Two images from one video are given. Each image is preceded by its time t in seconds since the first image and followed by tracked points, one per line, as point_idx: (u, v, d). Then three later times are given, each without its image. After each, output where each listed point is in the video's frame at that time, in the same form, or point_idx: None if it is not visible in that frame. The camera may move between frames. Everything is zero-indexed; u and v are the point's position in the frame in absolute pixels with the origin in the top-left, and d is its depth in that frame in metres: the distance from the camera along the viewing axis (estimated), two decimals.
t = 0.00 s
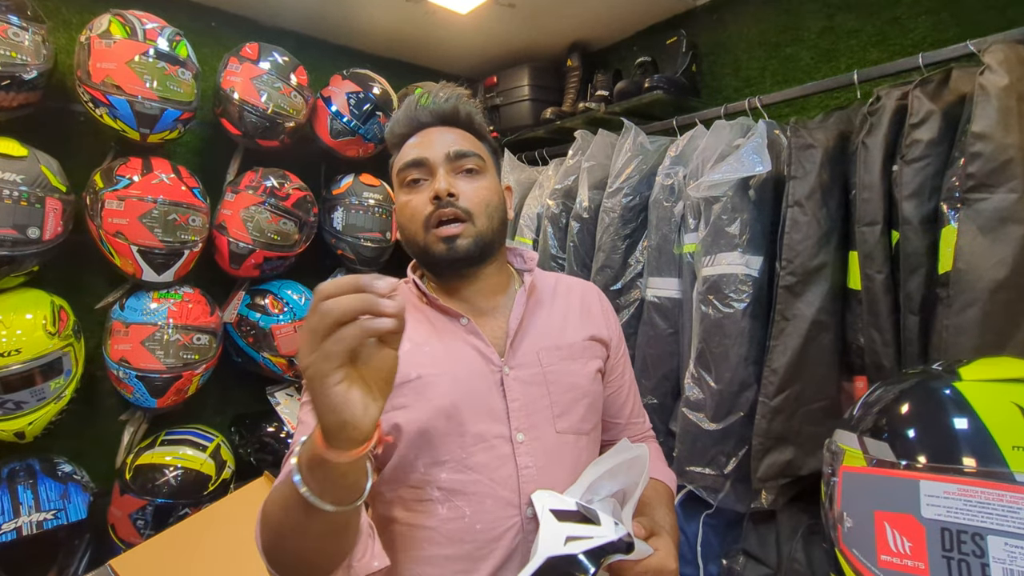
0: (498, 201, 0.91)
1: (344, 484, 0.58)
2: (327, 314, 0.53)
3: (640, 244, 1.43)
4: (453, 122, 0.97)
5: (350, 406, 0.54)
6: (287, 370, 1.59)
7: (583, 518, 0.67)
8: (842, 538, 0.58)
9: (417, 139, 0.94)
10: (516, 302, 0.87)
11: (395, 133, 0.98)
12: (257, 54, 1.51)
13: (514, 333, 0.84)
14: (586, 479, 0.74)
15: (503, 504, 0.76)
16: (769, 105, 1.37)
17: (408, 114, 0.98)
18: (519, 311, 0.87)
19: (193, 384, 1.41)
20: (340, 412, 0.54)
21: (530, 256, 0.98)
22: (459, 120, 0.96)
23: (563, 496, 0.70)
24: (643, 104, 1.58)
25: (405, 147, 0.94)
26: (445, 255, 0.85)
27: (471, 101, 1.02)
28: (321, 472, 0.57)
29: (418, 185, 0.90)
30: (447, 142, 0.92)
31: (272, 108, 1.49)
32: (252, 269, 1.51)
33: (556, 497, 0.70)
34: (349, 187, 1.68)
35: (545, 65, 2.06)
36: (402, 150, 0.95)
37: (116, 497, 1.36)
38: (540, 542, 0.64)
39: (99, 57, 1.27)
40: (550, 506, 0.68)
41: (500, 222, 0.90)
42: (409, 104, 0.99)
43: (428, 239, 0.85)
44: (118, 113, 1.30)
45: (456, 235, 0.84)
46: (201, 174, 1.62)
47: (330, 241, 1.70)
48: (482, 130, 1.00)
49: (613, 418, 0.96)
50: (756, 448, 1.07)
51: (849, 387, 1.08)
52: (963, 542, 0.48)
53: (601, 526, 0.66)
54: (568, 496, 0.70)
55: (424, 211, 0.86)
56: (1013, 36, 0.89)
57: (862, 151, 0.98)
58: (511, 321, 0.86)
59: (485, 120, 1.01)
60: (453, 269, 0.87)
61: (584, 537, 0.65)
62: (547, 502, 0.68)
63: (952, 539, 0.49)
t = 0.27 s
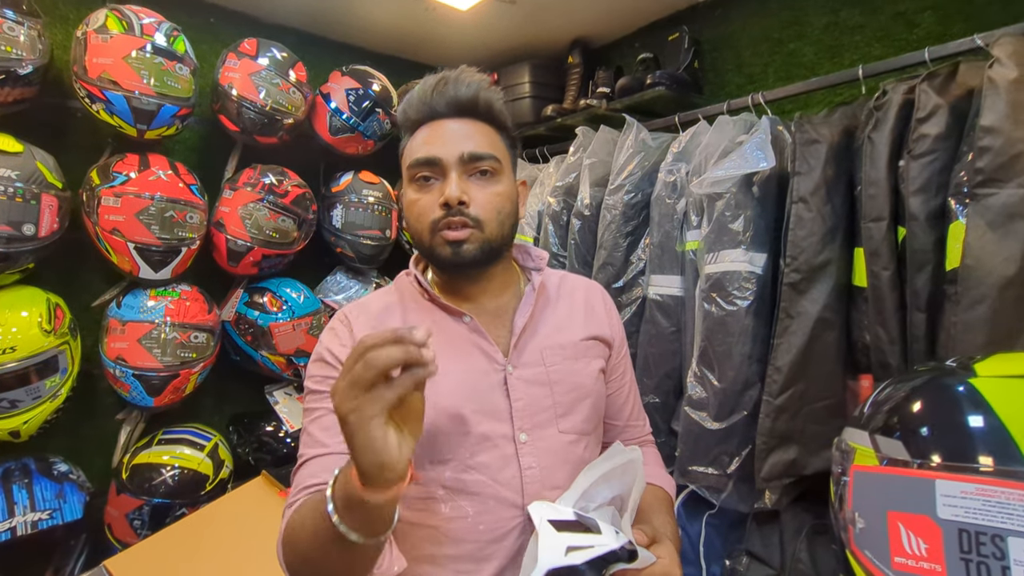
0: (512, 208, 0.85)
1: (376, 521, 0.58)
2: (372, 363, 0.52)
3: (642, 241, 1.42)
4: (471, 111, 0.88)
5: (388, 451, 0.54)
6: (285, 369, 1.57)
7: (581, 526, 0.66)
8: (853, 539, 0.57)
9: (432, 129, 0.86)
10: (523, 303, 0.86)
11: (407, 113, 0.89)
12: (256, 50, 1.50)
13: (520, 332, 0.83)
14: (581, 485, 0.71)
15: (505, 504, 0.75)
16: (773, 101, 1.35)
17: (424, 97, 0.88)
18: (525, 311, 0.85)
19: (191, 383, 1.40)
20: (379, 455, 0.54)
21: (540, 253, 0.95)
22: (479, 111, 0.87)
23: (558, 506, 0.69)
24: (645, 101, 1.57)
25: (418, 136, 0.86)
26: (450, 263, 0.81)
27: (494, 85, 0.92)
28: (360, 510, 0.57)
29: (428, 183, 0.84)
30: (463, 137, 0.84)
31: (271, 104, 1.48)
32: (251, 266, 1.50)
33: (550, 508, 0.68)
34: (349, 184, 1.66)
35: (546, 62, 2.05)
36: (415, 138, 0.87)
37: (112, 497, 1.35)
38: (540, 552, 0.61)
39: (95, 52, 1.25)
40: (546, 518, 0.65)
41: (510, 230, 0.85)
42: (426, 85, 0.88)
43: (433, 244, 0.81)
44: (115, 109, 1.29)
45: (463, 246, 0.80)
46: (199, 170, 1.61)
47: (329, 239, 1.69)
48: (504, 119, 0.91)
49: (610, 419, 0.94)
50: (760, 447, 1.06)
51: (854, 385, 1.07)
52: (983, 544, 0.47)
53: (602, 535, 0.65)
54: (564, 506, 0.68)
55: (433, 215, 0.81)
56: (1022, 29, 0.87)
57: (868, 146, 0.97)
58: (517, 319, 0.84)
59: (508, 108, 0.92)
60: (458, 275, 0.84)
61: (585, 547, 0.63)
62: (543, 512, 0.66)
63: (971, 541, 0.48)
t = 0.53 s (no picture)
0: (527, 198, 0.84)
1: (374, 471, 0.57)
2: (363, 297, 0.52)
3: (649, 235, 1.40)
4: (492, 94, 0.86)
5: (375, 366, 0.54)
6: (289, 364, 1.56)
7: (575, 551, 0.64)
8: (870, 537, 0.55)
9: (449, 111, 0.84)
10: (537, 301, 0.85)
11: (426, 92, 0.87)
12: (259, 42, 1.49)
13: (531, 333, 0.81)
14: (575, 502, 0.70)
15: (509, 510, 0.73)
16: (783, 92, 1.33)
17: (443, 77, 0.86)
18: (538, 311, 0.84)
19: (195, 377, 1.39)
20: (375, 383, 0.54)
21: (559, 249, 0.94)
22: (499, 94, 0.85)
23: (555, 525, 0.66)
24: (653, 93, 1.55)
25: (434, 117, 0.84)
26: (461, 254, 0.79)
27: (517, 68, 0.89)
28: (355, 456, 0.56)
29: (442, 168, 0.82)
30: (482, 121, 0.82)
31: (274, 97, 1.47)
32: (255, 261, 1.49)
33: (546, 528, 0.65)
34: (353, 178, 1.65)
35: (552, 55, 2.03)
36: (431, 118, 0.85)
37: (116, 492, 1.35)
38: None
39: (97, 44, 1.24)
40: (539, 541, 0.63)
41: (524, 223, 0.84)
42: (446, 64, 0.86)
43: (444, 233, 0.79)
44: (117, 101, 1.28)
45: (474, 237, 0.79)
46: (203, 164, 1.60)
47: (333, 233, 1.68)
48: (525, 102, 0.89)
49: (619, 418, 0.93)
50: (769, 444, 1.05)
51: (866, 381, 1.05)
52: (1010, 543, 0.46)
53: (596, 562, 0.64)
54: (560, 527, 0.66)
55: (445, 202, 0.79)
56: None
57: (882, 137, 0.95)
58: (529, 320, 0.83)
59: (529, 92, 0.90)
60: (468, 266, 0.82)
61: None
62: (538, 534, 0.64)
63: (997, 540, 0.46)
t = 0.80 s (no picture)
0: (546, 186, 0.82)
1: None
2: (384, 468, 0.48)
3: (655, 228, 1.39)
4: (512, 79, 0.85)
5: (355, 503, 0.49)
6: (293, 359, 1.57)
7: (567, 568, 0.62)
8: (887, 535, 0.56)
9: (468, 96, 0.83)
10: (545, 300, 0.84)
11: (446, 78, 0.86)
12: (261, 34, 1.48)
13: (537, 334, 0.80)
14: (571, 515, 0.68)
15: (502, 515, 0.73)
16: (791, 84, 1.31)
17: (463, 62, 0.85)
18: (545, 311, 0.82)
19: (197, 372, 1.39)
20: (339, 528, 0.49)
21: (573, 245, 0.92)
22: (519, 80, 0.84)
23: (547, 538, 0.64)
24: (659, 85, 1.53)
25: (452, 102, 0.83)
26: (476, 241, 0.78)
27: (538, 56, 0.89)
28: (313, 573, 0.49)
29: (459, 153, 0.80)
30: (502, 106, 0.81)
31: (276, 89, 1.45)
32: (257, 255, 1.48)
33: (537, 543, 0.63)
34: (356, 172, 1.64)
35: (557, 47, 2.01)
36: (450, 103, 0.84)
37: (119, 487, 1.34)
38: None
39: (97, 35, 1.23)
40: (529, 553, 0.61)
41: (542, 212, 0.82)
42: (466, 49, 0.85)
43: (459, 219, 0.78)
44: (118, 94, 1.27)
45: (490, 223, 0.77)
46: (206, 158, 1.59)
47: (336, 228, 1.67)
48: (545, 89, 0.88)
49: (632, 425, 0.91)
50: (776, 440, 1.03)
51: (875, 376, 1.04)
52: None
53: None
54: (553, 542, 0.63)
55: (461, 187, 0.78)
56: None
57: (893, 127, 0.93)
58: (535, 320, 0.81)
59: (550, 79, 0.89)
60: (482, 255, 0.81)
61: None
62: (528, 548, 0.62)
63: (1021, 538, 0.47)
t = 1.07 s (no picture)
0: (553, 188, 0.81)
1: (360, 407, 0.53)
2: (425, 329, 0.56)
3: (660, 222, 1.37)
4: (523, 75, 0.83)
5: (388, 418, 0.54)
6: (295, 354, 1.55)
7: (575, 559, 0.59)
8: (903, 532, 0.56)
9: (477, 91, 0.80)
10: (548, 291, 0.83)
11: (456, 68, 0.84)
12: (262, 27, 1.46)
13: (538, 324, 0.79)
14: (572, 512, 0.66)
15: (502, 506, 0.71)
16: (799, 75, 1.29)
17: (474, 53, 0.83)
18: (547, 302, 0.82)
19: (199, 367, 1.38)
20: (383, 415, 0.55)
21: (576, 237, 0.91)
22: (530, 76, 0.82)
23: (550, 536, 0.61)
24: (664, 78, 1.51)
25: (460, 96, 0.81)
26: (481, 243, 0.77)
27: (551, 49, 0.86)
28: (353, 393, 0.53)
29: (466, 150, 0.79)
30: (514, 106, 0.79)
31: (277, 83, 1.44)
32: (258, 249, 1.47)
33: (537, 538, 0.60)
34: (358, 166, 1.63)
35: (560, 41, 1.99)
36: (459, 96, 0.82)
37: (121, 482, 1.34)
38: None
39: (97, 28, 1.22)
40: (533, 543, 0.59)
41: (548, 213, 0.81)
42: (477, 40, 0.83)
43: (464, 219, 0.77)
44: (118, 87, 1.25)
45: (496, 227, 0.76)
46: (207, 152, 1.58)
47: (338, 223, 1.66)
48: (557, 85, 0.87)
49: (639, 421, 0.91)
50: (783, 436, 1.02)
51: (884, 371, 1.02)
52: None
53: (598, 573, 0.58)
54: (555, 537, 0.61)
55: (469, 187, 0.77)
56: None
57: (904, 117, 0.91)
58: (536, 310, 0.81)
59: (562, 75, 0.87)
60: (485, 254, 0.80)
61: None
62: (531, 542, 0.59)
63: None
